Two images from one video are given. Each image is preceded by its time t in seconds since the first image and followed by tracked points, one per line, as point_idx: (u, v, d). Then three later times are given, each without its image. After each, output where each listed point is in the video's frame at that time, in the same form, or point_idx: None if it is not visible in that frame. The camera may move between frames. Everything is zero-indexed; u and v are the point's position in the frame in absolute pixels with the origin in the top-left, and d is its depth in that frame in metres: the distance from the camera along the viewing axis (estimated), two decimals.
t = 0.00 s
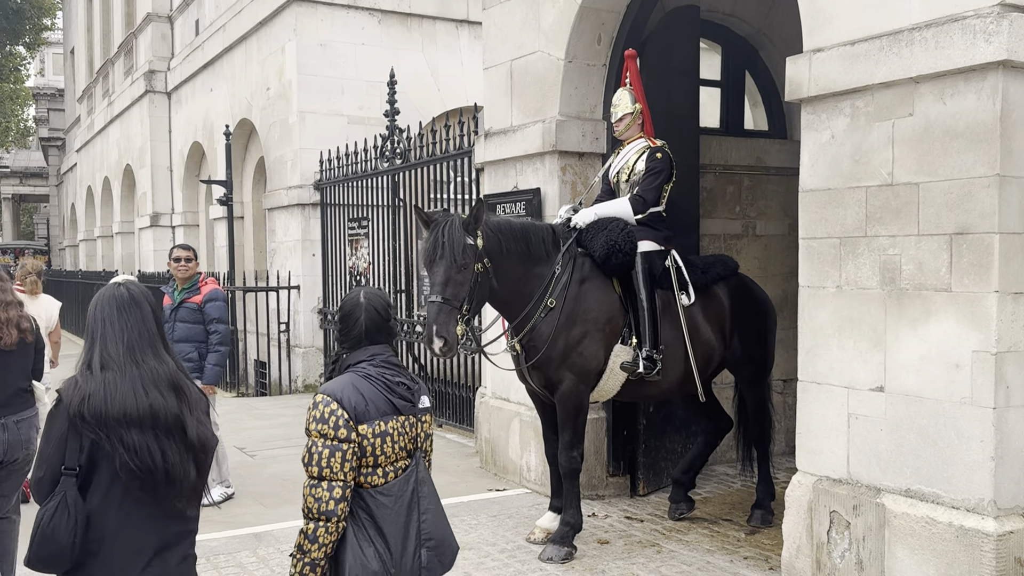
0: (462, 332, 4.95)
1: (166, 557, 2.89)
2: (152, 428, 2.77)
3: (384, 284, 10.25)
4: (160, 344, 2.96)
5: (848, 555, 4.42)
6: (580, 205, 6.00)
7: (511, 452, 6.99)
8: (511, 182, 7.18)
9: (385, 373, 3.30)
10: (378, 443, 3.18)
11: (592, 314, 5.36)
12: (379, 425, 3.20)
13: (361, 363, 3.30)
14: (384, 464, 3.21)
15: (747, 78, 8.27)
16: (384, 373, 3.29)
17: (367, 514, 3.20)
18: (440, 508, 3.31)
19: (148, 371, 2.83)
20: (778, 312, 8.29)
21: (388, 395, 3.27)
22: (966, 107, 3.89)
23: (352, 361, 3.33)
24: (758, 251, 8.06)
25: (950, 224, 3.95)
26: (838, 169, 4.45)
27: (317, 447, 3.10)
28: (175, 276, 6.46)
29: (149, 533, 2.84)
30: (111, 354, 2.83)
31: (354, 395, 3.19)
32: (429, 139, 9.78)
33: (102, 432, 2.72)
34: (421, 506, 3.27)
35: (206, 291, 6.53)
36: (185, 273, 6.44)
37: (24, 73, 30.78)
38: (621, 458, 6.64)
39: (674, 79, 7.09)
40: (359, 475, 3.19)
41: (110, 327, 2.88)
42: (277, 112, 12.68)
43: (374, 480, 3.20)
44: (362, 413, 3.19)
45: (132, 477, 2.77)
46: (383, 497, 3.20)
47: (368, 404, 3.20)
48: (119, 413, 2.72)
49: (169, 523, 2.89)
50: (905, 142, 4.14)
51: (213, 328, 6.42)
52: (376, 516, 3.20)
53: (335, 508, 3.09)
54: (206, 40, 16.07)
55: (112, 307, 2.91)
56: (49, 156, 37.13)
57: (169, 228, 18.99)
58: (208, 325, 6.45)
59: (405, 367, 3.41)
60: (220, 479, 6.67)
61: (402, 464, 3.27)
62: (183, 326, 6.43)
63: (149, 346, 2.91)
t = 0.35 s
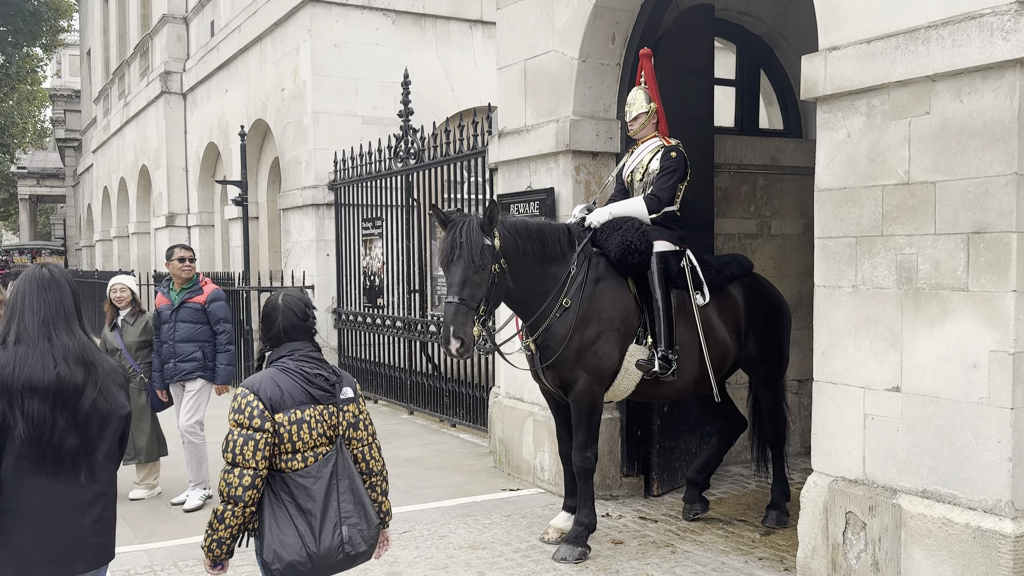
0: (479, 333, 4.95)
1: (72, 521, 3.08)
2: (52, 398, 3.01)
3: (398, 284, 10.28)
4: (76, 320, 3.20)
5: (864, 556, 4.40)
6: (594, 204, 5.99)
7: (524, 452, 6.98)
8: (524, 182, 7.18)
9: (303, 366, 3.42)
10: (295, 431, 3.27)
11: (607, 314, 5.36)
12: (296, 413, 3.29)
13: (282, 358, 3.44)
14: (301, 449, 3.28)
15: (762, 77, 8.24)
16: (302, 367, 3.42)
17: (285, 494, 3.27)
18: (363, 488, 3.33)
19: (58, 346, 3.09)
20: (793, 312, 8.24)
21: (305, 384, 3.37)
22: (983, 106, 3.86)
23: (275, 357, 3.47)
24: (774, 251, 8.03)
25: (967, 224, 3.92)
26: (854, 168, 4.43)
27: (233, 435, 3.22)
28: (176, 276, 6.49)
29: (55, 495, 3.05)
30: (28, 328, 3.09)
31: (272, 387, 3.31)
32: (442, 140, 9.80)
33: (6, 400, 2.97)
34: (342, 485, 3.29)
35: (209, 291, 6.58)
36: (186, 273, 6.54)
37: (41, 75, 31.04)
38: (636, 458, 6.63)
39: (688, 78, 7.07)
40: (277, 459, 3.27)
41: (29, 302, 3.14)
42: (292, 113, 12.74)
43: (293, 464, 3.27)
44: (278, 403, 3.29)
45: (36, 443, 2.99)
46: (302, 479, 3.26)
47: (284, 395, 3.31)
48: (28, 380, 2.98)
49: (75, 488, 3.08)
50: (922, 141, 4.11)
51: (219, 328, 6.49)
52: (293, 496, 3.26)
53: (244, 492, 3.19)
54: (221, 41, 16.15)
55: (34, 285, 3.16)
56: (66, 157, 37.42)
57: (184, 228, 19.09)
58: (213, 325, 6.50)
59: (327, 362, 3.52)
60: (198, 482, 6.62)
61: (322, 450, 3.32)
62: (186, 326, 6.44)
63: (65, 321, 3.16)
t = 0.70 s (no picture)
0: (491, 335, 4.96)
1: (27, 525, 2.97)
2: (6, 402, 2.87)
3: (410, 284, 10.30)
4: (41, 328, 3.05)
5: (876, 557, 4.38)
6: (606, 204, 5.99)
7: (535, 452, 6.99)
8: (536, 182, 7.18)
9: (246, 346, 3.67)
10: (236, 404, 3.50)
11: (619, 314, 5.35)
12: (237, 388, 3.52)
13: (227, 339, 3.69)
14: (241, 421, 3.51)
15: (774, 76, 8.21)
16: (246, 347, 3.67)
17: (223, 462, 3.49)
18: (297, 458, 3.57)
19: (19, 352, 2.94)
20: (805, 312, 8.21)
21: (246, 362, 3.61)
22: (997, 105, 3.84)
23: (221, 338, 3.73)
24: (786, 251, 8.00)
25: (981, 223, 3.90)
26: (867, 168, 4.41)
27: (178, 406, 3.45)
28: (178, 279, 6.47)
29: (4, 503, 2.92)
30: None
31: (215, 362, 3.55)
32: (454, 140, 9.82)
33: None
34: (278, 456, 3.52)
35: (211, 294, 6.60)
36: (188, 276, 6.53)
37: (57, 75, 31.29)
38: (647, 458, 6.62)
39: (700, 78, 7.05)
40: (218, 430, 3.49)
41: None
42: (304, 113, 12.78)
43: (233, 435, 3.49)
44: (221, 377, 3.53)
45: None
46: (241, 450, 3.48)
47: (227, 370, 3.55)
48: None
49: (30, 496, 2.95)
50: (935, 140, 4.09)
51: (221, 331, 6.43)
52: (231, 464, 3.48)
53: (189, 458, 3.42)
54: (235, 42, 16.21)
55: None
56: (80, 158, 37.68)
57: (198, 228, 19.18)
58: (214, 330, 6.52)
59: (270, 344, 3.77)
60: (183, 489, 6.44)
61: (259, 423, 3.55)
62: (185, 329, 6.44)
63: (29, 326, 3.00)
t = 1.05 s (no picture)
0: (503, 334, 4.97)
1: None
2: None
3: (420, 284, 10.31)
4: None
5: (887, 558, 4.36)
6: (616, 203, 5.98)
7: (545, 452, 6.99)
8: (546, 181, 7.18)
9: (195, 342, 3.90)
10: (188, 396, 3.72)
11: (628, 314, 5.34)
12: (190, 381, 3.74)
13: (178, 336, 3.92)
14: (192, 412, 3.72)
15: (785, 75, 8.18)
16: (195, 343, 3.90)
17: (175, 449, 3.69)
18: (244, 444, 3.79)
19: None
20: (816, 311, 8.18)
21: (197, 357, 3.84)
22: (1010, 103, 3.81)
23: (170, 335, 3.95)
24: (797, 251, 7.97)
25: (993, 222, 3.88)
26: (878, 167, 4.39)
27: (134, 398, 3.64)
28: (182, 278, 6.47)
29: None
30: None
31: (168, 357, 3.77)
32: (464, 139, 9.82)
33: None
34: (227, 443, 3.75)
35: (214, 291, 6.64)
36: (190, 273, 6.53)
37: (69, 76, 31.49)
38: (657, 457, 6.61)
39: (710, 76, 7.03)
40: (172, 421, 3.69)
41: None
42: (315, 113, 12.81)
43: (187, 425, 3.70)
44: (174, 371, 3.74)
45: None
46: (193, 438, 3.69)
47: (179, 364, 3.77)
48: None
49: None
50: (947, 138, 4.07)
51: (222, 330, 6.67)
52: (183, 451, 3.69)
53: (149, 445, 3.60)
54: (246, 42, 16.27)
55: None
56: (93, 158, 37.90)
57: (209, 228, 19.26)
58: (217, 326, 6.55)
59: (216, 340, 4.01)
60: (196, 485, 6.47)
61: (210, 413, 3.77)
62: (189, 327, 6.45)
63: None
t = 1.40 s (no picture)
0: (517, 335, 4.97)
1: None
2: None
3: (428, 284, 10.33)
4: None
5: (894, 559, 4.34)
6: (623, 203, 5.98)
7: (552, 451, 6.99)
8: (553, 181, 7.18)
9: (150, 329, 4.13)
10: (137, 378, 3.96)
11: (634, 314, 5.34)
12: (139, 365, 3.99)
13: (135, 324, 4.16)
14: (143, 393, 3.97)
15: (794, 74, 8.16)
16: (151, 330, 4.13)
17: (130, 427, 3.97)
18: (192, 425, 4.00)
19: None
20: (825, 311, 8.15)
21: (148, 343, 4.07)
22: (1018, 102, 3.79)
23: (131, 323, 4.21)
24: (806, 251, 7.95)
25: (1000, 222, 3.86)
26: (885, 166, 4.38)
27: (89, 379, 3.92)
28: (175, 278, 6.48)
29: None
30: None
31: (120, 343, 4.02)
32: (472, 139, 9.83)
33: None
34: (176, 422, 3.98)
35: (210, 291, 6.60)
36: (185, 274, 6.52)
37: (80, 76, 31.66)
38: (664, 457, 6.60)
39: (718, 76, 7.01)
40: (124, 401, 3.96)
41: None
42: (324, 113, 12.85)
43: (137, 405, 3.96)
44: (124, 355, 4.00)
45: None
46: (142, 418, 3.95)
47: (130, 349, 4.02)
48: None
49: None
50: (954, 138, 4.05)
51: (218, 330, 6.53)
52: (136, 429, 3.96)
53: (98, 424, 3.87)
54: (255, 42, 16.32)
55: None
56: (104, 158, 38.10)
57: (219, 228, 19.34)
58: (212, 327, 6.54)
59: (175, 327, 4.22)
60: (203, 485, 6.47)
61: (161, 395, 4.01)
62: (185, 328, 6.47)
63: None
